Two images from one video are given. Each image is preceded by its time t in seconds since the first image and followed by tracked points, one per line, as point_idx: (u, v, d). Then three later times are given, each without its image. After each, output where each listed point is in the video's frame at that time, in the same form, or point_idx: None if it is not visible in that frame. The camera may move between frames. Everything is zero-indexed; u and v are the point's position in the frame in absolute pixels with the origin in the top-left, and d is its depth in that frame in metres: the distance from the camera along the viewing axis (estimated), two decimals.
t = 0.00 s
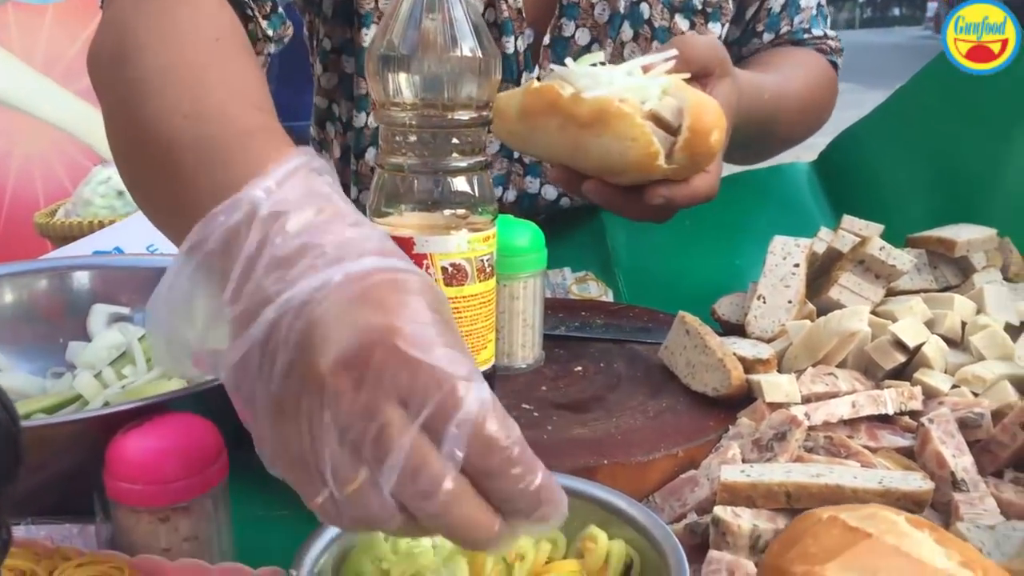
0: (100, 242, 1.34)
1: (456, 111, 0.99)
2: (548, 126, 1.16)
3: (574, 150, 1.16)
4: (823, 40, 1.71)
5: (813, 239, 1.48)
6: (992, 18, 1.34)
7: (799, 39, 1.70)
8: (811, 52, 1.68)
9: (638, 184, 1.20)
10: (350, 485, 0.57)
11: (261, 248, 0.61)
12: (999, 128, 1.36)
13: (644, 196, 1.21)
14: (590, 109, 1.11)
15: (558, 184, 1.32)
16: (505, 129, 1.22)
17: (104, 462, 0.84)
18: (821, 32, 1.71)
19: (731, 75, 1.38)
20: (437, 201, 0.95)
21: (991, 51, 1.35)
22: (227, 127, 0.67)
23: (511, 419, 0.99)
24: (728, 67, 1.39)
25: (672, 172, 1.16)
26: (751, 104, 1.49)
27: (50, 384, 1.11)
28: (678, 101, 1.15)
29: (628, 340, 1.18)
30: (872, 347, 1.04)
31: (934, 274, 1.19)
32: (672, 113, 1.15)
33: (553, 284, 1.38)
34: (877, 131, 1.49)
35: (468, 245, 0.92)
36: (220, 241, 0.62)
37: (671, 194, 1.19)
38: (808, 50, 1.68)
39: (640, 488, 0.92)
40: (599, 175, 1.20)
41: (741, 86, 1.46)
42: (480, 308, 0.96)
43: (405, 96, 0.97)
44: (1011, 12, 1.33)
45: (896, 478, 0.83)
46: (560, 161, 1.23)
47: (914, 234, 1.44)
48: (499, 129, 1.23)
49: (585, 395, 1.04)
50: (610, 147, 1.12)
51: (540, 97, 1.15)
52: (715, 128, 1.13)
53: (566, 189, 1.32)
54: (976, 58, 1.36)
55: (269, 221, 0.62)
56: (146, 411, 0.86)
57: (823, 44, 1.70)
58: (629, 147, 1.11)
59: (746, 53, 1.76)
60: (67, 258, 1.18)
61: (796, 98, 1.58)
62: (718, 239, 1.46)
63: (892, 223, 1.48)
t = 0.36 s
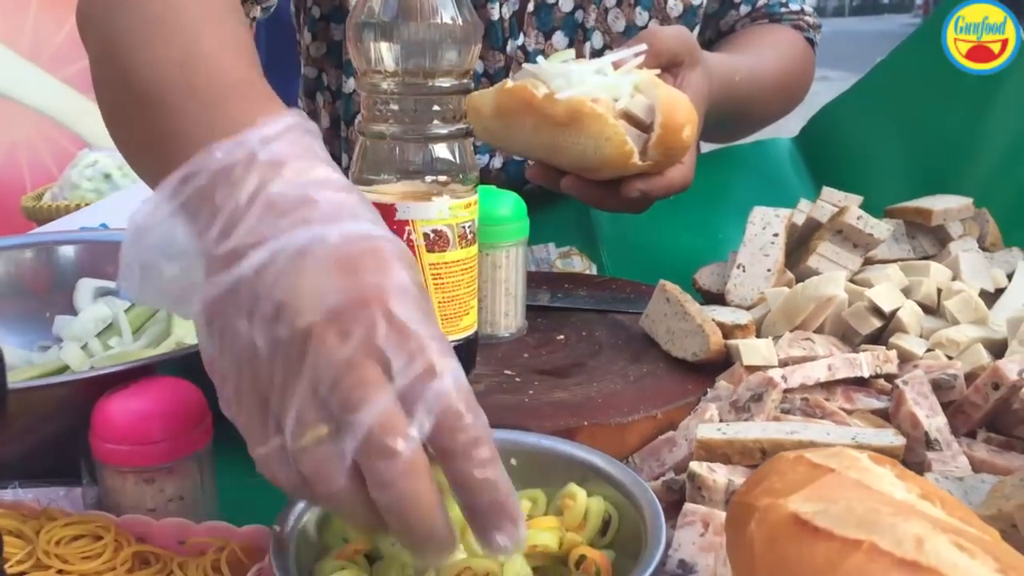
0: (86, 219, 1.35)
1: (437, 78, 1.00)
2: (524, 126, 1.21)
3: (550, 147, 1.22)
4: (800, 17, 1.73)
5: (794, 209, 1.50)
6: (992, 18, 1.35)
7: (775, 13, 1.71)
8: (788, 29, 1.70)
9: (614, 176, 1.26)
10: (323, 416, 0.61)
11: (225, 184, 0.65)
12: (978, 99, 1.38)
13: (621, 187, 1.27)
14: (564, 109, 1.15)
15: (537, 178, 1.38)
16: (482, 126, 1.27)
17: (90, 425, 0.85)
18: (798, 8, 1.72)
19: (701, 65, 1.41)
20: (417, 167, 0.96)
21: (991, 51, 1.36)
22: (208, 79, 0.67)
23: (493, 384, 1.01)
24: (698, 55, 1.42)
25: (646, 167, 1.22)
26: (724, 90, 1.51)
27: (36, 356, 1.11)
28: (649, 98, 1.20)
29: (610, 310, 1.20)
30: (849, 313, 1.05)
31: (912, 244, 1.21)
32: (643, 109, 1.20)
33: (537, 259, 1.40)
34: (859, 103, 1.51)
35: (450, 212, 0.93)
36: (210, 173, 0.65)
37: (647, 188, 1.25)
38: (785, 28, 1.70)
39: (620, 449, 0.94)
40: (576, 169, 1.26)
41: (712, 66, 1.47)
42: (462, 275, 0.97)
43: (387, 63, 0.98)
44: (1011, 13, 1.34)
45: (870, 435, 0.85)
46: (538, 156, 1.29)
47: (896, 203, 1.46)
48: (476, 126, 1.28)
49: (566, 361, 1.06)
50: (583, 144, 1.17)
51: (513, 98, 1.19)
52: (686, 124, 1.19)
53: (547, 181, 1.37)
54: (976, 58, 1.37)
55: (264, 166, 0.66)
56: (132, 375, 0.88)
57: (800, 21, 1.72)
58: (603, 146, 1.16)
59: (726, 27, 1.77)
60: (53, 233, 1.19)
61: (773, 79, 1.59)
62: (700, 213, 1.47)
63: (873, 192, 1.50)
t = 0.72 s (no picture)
0: (68, 210, 1.35)
1: (412, 66, 0.98)
2: (510, 128, 1.20)
3: (536, 149, 1.21)
4: (779, 8, 1.74)
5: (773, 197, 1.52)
6: (992, 18, 1.34)
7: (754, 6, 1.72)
8: (767, 20, 1.71)
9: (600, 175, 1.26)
10: (284, 396, 0.61)
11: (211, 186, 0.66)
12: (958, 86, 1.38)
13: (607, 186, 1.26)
14: (550, 112, 1.14)
15: (522, 178, 1.38)
16: (467, 129, 1.26)
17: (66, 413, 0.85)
18: None
19: (682, 61, 1.41)
20: (394, 155, 0.97)
21: (991, 51, 1.34)
22: (183, 81, 0.68)
23: (471, 370, 1.01)
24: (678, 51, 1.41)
25: (632, 165, 1.22)
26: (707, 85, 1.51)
27: (17, 347, 1.12)
28: (632, 96, 1.20)
29: (590, 297, 1.20)
30: (825, 298, 1.06)
31: (890, 233, 1.22)
32: (627, 108, 1.20)
33: (520, 249, 1.40)
34: (840, 93, 1.51)
35: (427, 199, 0.93)
36: (186, 185, 0.66)
37: (633, 185, 1.24)
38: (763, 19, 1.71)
39: (597, 434, 0.95)
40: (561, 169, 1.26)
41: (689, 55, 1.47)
42: (439, 262, 0.97)
43: (364, 52, 0.99)
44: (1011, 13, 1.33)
45: (841, 417, 0.86)
46: (523, 156, 1.29)
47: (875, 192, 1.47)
48: (461, 128, 1.27)
49: (545, 348, 1.07)
50: (568, 146, 1.17)
51: (496, 101, 1.18)
52: (670, 121, 1.20)
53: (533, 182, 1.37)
54: (976, 58, 1.36)
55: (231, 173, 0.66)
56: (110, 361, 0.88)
57: (778, 11, 1.74)
58: (588, 146, 1.16)
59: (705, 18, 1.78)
60: (32, 224, 1.19)
61: (752, 73, 1.60)
62: (681, 204, 1.48)
63: (854, 180, 1.50)
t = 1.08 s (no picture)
0: (45, 201, 1.34)
1: (385, 52, 0.97)
2: (481, 117, 1.21)
3: (507, 137, 1.22)
4: None
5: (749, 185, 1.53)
6: (991, 17, 1.31)
7: None
8: (742, 10, 1.72)
9: (569, 164, 1.27)
10: (254, 417, 0.64)
11: (207, 201, 0.70)
12: (933, 78, 1.39)
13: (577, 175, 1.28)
14: (519, 101, 1.15)
15: (494, 168, 1.38)
16: (440, 118, 1.27)
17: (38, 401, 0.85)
18: None
19: (654, 49, 1.42)
20: (368, 143, 0.97)
21: (991, 51, 1.32)
22: (189, 93, 0.72)
23: (447, 357, 1.02)
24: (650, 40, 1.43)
25: (601, 153, 1.23)
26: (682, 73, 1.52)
27: None
28: (600, 84, 1.21)
29: (568, 286, 1.21)
30: (800, 285, 1.07)
31: (866, 220, 1.23)
32: (595, 97, 1.20)
33: (500, 239, 1.42)
34: (816, 84, 1.52)
35: (401, 186, 0.94)
36: (191, 189, 0.70)
37: (604, 173, 1.26)
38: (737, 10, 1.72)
39: (571, 420, 0.95)
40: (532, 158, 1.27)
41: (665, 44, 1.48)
42: (415, 249, 0.97)
43: (338, 39, 0.99)
44: (1011, 11, 1.30)
45: (813, 401, 0.86)
46: (495, 145, 1.29)
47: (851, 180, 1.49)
48: (435, 119, 1.28)
49: (521, 336, 1.07)
50: (538, 134, 1.18)
51: (466, 89, 1.19)
52: (638, 109, 1.20)
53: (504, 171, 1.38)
54: (976, 58, 1.33)
55: (249, 191, 0.72)
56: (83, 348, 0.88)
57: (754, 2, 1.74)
58: (557, 134, 1.17)
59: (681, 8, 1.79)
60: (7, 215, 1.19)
61: (726, 63, 1.61)
62: (660, 191, 1.49)
63: (831, 170, 1.53)
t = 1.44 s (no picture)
0: (21, 192, 1.34)
1: (356, 39, 0.97)
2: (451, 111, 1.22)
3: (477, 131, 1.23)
4: None
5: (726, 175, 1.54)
6: (992, 18, 1.27)
7: None
8: (719, 10, 1.76)
9: (538, 155, 1.29)
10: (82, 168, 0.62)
11: None
12: (907, 67, 1.42)
13: (546, 167, 1.29)
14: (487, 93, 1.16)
15: (469, 163, 1.40)
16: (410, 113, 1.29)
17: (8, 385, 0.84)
18: None
19: (624, 44, 1.45)
20: (341, 129, 0.98)
21: (992, 50, 1.29)
22: None
23: (421, 344, 1.02)
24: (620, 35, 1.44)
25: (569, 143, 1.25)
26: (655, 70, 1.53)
27: None
28: (567, 76, 1.21)
29: (544, 275, 1.21)
30: (772, 272, 1.08)
31: (839, 209, 1.24)
32: (562, 88, 1.20)
33: (477, 229, 1.41)
34: (794, 72, 1.55)
35: (373, 173, 0.94)
36: None
37: (571, 165, 1.27)
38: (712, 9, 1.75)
39: (544, 406, 0.95)
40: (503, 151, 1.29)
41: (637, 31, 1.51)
42: (388, 236, 0.97)
43: (308, 25, 0.98)
44: (1011, 11, 1.26)
45: (781, 385, 0.87)
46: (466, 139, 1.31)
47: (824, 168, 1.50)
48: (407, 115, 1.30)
49: (495, 323, 1.07)
50: (505, 125, 1.19)
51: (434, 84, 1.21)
52: (604, 100, 1.22)
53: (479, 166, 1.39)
54: (976, 58, 1.31)
55: None
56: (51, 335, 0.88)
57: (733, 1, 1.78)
58: (525, 126, 1.18)
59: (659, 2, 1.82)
60: None
61: (699, 60, 1.63)
62: (637, 182, 1.50)
63: (806, 160, 1.54)
